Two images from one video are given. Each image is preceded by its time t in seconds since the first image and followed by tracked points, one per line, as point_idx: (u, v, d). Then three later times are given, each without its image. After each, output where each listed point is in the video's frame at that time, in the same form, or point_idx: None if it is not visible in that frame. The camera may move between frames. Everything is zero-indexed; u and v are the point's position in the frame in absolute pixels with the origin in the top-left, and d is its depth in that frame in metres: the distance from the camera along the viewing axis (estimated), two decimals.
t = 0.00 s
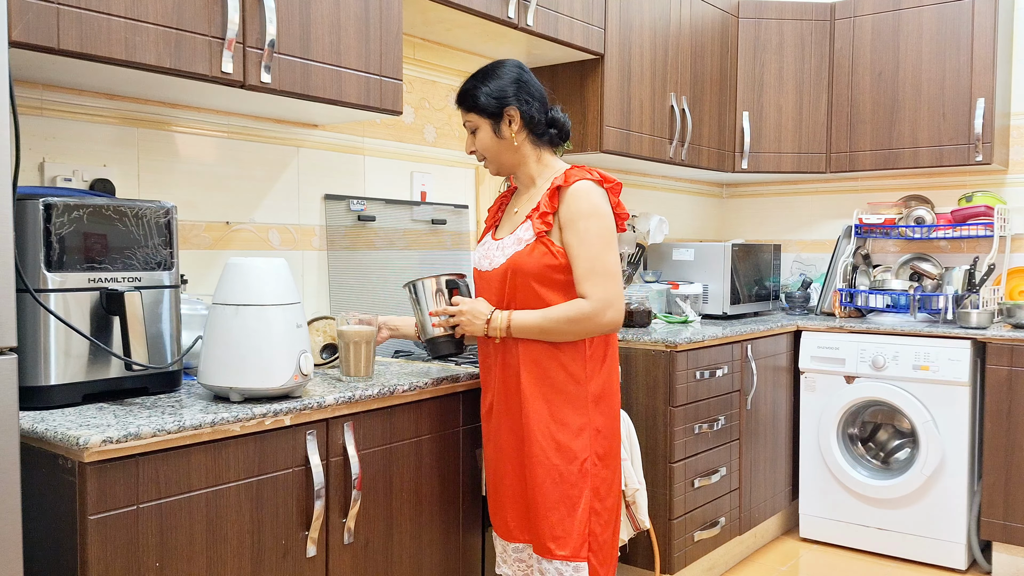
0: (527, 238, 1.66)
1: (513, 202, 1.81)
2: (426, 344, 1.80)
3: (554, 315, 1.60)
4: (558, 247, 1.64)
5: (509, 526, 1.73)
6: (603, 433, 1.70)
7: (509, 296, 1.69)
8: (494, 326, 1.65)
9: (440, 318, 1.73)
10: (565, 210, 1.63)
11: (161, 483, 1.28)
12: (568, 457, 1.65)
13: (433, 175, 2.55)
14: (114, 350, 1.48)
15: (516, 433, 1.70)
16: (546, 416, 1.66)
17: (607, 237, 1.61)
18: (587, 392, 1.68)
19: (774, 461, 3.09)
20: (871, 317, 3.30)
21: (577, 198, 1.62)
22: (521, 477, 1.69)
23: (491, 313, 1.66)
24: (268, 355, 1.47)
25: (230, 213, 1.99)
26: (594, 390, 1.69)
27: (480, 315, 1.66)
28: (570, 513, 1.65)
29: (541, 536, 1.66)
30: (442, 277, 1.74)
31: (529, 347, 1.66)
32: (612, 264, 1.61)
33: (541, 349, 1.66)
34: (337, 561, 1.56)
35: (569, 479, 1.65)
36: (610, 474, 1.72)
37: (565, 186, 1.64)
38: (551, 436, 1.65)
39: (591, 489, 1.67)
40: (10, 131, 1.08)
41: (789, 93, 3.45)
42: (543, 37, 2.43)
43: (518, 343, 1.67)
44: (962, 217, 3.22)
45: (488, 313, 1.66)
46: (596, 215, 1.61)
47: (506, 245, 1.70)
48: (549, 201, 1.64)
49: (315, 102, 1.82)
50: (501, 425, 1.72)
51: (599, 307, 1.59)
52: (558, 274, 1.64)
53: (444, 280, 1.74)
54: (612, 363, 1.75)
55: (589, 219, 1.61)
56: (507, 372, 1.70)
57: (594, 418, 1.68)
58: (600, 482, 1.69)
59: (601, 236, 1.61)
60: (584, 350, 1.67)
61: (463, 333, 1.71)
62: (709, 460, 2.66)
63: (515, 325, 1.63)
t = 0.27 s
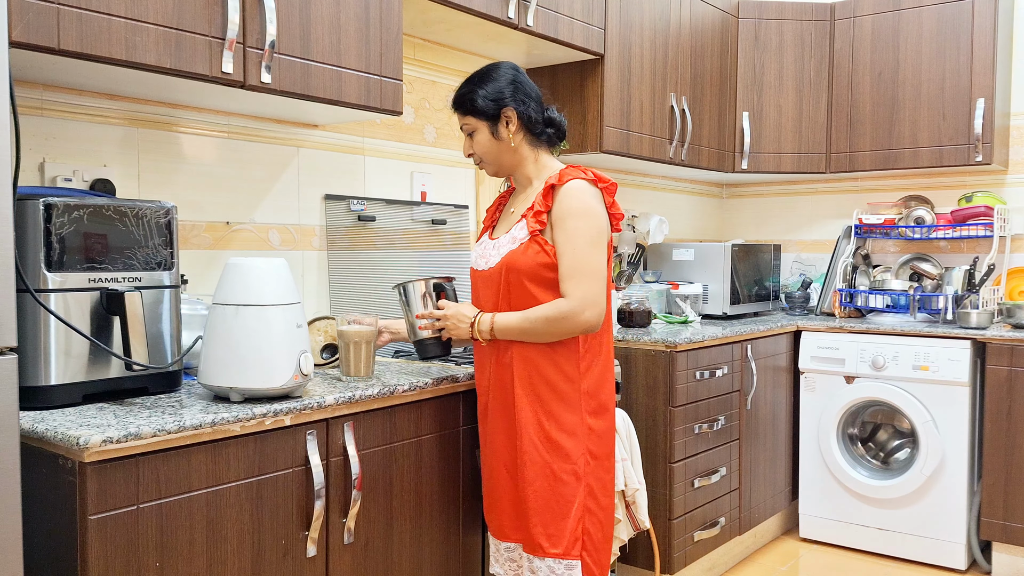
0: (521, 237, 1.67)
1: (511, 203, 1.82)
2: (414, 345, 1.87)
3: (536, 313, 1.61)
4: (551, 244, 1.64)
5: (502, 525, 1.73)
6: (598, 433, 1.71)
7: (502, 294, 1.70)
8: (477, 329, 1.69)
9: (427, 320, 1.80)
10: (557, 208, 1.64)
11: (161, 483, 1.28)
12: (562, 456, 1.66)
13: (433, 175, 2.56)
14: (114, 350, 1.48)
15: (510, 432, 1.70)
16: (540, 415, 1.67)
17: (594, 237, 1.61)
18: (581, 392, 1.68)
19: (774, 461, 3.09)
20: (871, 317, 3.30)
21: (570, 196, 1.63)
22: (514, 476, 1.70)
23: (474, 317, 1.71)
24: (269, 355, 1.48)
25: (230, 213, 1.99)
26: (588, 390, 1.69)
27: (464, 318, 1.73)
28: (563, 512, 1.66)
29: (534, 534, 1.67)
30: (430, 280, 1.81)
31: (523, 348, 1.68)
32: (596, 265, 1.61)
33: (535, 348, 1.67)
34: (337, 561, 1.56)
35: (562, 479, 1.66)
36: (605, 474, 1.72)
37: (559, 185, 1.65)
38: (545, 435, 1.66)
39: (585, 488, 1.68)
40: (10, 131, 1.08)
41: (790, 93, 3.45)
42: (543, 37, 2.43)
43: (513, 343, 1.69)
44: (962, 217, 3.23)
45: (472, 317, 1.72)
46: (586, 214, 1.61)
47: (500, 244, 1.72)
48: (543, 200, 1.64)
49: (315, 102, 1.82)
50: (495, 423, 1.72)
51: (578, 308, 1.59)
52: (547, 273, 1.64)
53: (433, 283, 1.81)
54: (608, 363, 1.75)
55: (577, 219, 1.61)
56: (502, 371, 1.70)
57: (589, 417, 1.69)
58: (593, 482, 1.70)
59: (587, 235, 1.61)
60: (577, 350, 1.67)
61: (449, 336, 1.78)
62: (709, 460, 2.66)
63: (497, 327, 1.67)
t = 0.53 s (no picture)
0: (511, 237, 1.67)
1: (504, 205, 1.82)
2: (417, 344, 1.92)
3: (532, 313, 1.61)
4: (541, 244, 1.65)
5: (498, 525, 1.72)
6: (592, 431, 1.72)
7: (494, 294, 1.70)
8: (474, 323, 1.69)
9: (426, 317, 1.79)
10: (547, 208, 1.64)
11: (161, 483, 1.28)
12: (558, 454, 1.66)
13: (434, 175, 2.55)
14: (114, 350, 1.48)
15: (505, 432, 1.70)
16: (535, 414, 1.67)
17: (588, 236, 1.62)
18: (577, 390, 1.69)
19: (774, 461, 3.09)
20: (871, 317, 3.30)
21: (559, 196, 1.63)
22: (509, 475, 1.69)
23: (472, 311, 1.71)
24: (269, 355, 1.48)
25: (230, 213, 1.99)
26: (582, 389, 1.70)
27: (461, 312, 1.72)
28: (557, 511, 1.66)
29: (529, 534, 1.67)
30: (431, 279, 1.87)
31: (517, 347, 1.67)
32: (590, 263, 1.61)
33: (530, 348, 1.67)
34: (337, 561, 1.56)
35: (557, 478, 1.66)
36: (600, 473, 1.73)
37: (548, 185, 1.65)
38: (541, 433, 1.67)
39: (580, 487, 1.68)
40: (9, 130, 1.07)
41: (790, 93, 3.45)
42: (543, 37, 2.43)
43: (505, 343, 1.68)
44: (962, 217, 3.23)
45: (469, 311, 1.71)
46: (576, 212, 1.61)
47: (491, 244, 1.72)
48: (533, 200, 1.65)
49: (316, 102, 1.82)
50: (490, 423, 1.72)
51: (575, 305, 1.59)
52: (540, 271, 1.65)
53: (433, 280, 1.87)
54: (601, 361, 1.75)
55: (570, 217, 1.61)
56: (496, 370, 1.70)
57: (583, 416, 1.70)
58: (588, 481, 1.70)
59: (579, 234, 1.61)
60: (571, 349, 1.68)
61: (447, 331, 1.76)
62: (709, 460, 2.66)
63: (494, 321, 1.66)
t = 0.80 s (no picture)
0: (511, 237, 1.67)
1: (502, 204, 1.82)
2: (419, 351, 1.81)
3: (540, 312, 1.61)
4: (541, 243, 1.65)
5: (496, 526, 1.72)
6: (592, 431, 1.72)
7: (496, 295, 1.70)
8: (480, 329, 1.67)
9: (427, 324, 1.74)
10: (546, 208, 1.64)
11: (161, 483, 1.28)
12: (558, 454, 1.66)
13: (434, 175, 2.56)
14: (114, 350, 1.48)
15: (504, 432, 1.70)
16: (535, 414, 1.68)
17: (590, 233, 1.62)
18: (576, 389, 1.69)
19: (774, 461, 3.09)
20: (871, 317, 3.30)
21: (557, 195, 1.63)
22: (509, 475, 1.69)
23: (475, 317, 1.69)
24: (269, 355, 1.48)
25: (230, 213, 1.99)
26: (580, 388, 1.70)
27: (464, 319, 1.69)
28: (557, 511, 1.66)
29: (529, 534, 1.68)
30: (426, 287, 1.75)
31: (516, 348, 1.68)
32: (594, 259, 1.62)
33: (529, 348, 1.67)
34: (337, 561, 1.56)
35: (557, 478, 1.66)
36: (599, 472, 1.73)
37: (546, 184, 1.65)
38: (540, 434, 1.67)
39: (579, 487, 1.68)
40: (10, 130, 1.07)
41: (789, 94, 3.45)
42: (543, 37, 2.43)
43: (507, 345, 1.68)
44: (962, 217, 3.23)
45: (472, 317, 1.69)
46: (576, 211, 1.62)
47: (490, 245, 1.72)
48: (531, 199, 1.65)
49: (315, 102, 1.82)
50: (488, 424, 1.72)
51: (582, 303, 1.60)
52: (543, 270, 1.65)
53: (429, 288, 1.75)
54: (600, 360, 1.76)
55: (572, 216, 1.61)
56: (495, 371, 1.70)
57: (582, 416, 1.70)
58: (588, 481, 1.70)
59: (582, 232, 1.61)
60: (569, 349, 1.68)
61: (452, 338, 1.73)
62: (709, 460, 2.66)
63: (500, 325, 1.65)
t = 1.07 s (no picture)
0: (509, 237, 1.68)
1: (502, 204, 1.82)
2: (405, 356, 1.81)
3: (517, 315, 1.62)
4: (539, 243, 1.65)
5: (506, 524, 1.73)
6: (597, 428, 1.71)
7: (494, 296, 1.71)
8: (465, 337, 1.69)
9: (418, 330, 1.75)
10: (540, 207, 1.64)
11: (160, 483, 1.28)
12: (562, 453, 1.66)
13: (434, 175, 2.56)
14: (114, 350, 1.48)
15: (508, 431, 1.71)
16: (538, 413, 1.68)
17: (574, 235, 1.61)
18: (579, 388, 1.68)
19: (774, 461, 3.09)
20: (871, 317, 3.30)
21: (552, 194, 1.63)
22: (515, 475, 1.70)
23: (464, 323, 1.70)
24: (269, 355, 1.48)
25: (230, 213, 1.99)
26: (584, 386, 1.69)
27: (454, 325, 1.71)
28: (564, 509, 1.66)
29: (539, 532, 1.69)
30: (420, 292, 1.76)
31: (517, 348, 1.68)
32: (575, 262, 1.60)
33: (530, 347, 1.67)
34: (337, 561, 1.56)
35: (562, 476, 1.66)
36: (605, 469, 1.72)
37: (542, 184, 1.65)
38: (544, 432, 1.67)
39: (586, 484, 1.68)
40: (10, 130, 1.07)
41: (789, 94, 3.45)
42: (543, 37, 2.43)
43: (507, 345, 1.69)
44: (962, 217, 3.23)
45: (462, 323, 1.71)
46: (566, 211, 1.61)
47: (490, 245, 1.72)
48: (527, 199, 1.65)
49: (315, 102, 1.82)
50: (493, 424, 1.73)
51: (555, 305, 1.59)
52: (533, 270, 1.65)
53: (424, 293, 1.76)
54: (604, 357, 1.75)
55: (557, 216, 1.61)
56: (498, 371, 1.71)
57: (586, 413, 1.69)
58: (594, 478, 1.70)
59: (564, 234, 1.60)
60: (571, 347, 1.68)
61: (440, 344, 1.75)
62: (709, 460, 2.66)
63: (483, 332, 1.67)
